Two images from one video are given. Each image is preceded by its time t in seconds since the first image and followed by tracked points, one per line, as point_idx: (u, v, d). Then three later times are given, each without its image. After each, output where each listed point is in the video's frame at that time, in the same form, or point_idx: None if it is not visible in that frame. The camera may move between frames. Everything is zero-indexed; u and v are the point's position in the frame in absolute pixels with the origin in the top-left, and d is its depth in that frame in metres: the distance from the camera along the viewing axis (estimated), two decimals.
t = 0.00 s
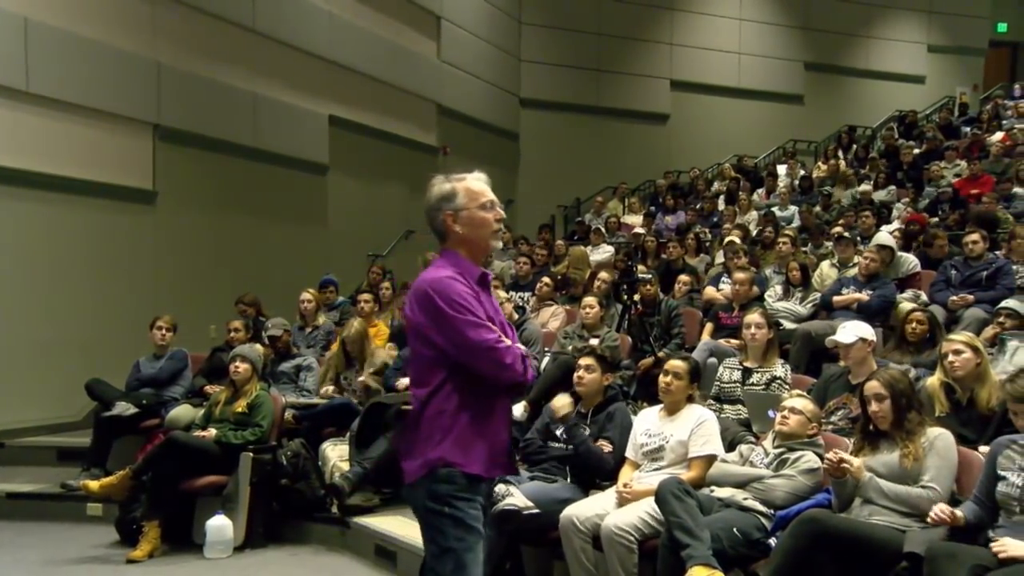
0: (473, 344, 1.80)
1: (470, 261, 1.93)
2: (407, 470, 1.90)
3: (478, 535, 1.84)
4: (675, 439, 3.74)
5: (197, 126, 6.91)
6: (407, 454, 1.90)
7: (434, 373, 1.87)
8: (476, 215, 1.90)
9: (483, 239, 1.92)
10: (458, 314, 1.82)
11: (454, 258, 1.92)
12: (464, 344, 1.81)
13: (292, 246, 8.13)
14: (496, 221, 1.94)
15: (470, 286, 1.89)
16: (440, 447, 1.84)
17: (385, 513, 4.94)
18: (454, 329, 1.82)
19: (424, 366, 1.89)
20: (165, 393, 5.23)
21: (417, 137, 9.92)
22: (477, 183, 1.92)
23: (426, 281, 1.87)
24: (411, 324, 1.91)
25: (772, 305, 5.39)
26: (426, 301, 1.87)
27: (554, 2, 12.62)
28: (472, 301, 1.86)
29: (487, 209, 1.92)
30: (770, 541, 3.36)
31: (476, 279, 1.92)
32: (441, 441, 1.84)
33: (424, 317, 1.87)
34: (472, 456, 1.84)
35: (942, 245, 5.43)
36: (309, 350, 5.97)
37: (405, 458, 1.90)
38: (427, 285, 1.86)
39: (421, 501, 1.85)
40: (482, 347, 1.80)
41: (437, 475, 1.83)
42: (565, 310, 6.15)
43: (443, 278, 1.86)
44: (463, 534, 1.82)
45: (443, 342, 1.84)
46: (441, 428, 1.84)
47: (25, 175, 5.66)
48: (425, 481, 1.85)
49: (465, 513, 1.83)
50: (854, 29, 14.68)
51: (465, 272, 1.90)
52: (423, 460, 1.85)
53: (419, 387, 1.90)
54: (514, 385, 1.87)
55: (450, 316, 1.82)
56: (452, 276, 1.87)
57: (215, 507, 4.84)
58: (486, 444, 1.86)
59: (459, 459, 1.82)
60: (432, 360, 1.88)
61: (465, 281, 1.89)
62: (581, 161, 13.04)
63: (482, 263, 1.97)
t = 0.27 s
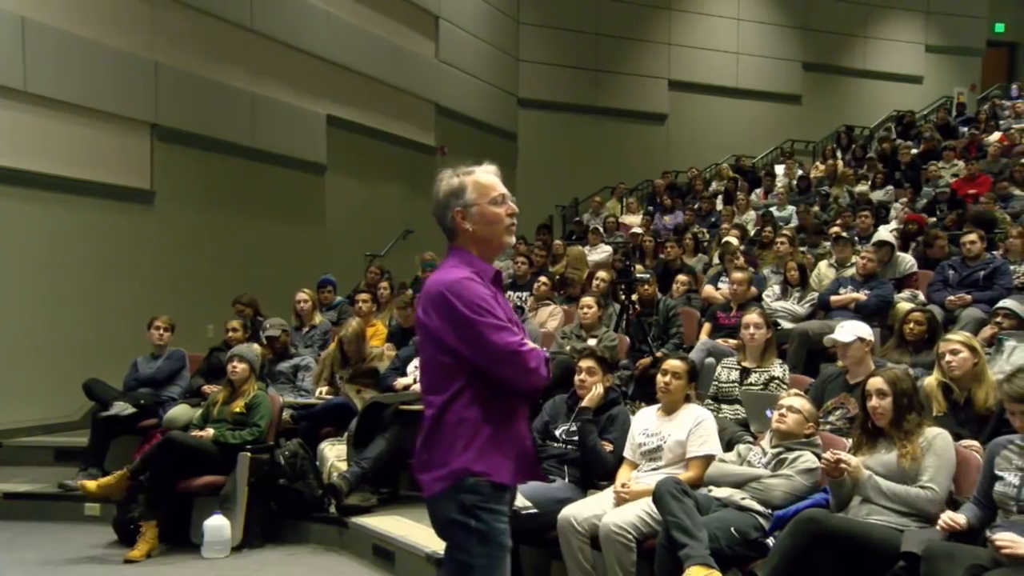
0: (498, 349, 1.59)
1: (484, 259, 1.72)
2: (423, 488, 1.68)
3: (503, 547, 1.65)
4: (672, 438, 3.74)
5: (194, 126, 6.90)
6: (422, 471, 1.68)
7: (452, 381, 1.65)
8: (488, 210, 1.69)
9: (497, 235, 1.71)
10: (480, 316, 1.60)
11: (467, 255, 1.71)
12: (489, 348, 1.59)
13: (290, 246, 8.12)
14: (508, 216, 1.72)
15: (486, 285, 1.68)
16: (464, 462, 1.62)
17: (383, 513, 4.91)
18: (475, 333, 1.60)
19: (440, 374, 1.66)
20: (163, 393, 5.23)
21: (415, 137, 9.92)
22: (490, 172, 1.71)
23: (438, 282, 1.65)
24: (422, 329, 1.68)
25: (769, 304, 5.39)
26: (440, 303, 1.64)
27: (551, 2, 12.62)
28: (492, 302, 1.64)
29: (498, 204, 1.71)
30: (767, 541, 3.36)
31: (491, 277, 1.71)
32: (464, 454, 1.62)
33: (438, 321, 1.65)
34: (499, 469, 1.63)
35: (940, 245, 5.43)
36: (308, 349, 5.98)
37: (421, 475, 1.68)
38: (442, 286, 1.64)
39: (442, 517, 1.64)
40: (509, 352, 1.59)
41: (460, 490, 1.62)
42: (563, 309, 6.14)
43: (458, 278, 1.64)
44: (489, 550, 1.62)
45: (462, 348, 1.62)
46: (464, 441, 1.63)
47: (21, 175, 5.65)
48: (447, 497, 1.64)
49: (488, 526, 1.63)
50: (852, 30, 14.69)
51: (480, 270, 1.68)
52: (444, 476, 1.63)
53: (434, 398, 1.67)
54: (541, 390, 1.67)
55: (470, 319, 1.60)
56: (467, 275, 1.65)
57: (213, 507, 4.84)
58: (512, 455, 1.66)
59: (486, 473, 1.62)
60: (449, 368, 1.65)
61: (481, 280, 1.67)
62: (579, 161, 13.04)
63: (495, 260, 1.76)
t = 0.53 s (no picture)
0: (499, 349, 1.50)
1: (482, 257, 1.63)
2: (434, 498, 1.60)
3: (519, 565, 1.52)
4: (668, 439, 3.75)
5: (190, 125, 6.88)
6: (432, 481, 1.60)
7: (455, 386, 1.57)
8: (494, 209, 1.59)
9: (503, 232, 1.61)
10: (477, 317, 1.51)
11: (464, 254, 1.62)
12: (488, 349, 1.50)
13: (286, 246, 8.11)
14: (513, 220, 1.61)
15: (488, 286, 1.58)
16: (471, 469, 1.53)
17: (379, 513, 4.89)
18: (472, 335, 1.51)
19: (442, 379, 1.58)
20: (158, 393, 5.22)
21: (411, 137, 9.91)
22: (482, 166, 1.62)
23: (437, 283, 1.57)
24: (421, 335, 1.61)
25: (765, 304, 5.40)
26: (436, 306, 1.57)
27: (547, 2, 12.62)
28: (490, 302, 1.55)
29: (505, 203, 1.60)
30: (763, 541, 3.36)
31: (490, 275, 1.62)
32: (471, 461, 1.53)
33: (436, 324, 1.56)
34: (510, 474, 1.53)
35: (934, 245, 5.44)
36: (305, 351, 5.97)
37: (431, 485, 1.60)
38: (437, 288, 1.56)
39: (453, 529, 1.54)
40: (510, 352, 1.50)
41: (469, 499, 1.53)
42: (559, 309, 6.12)
43: (453, 279, 1.56)
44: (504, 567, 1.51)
45: (461, 351, 1.54)
46: (471, 448, 1.54)
47: (16, 175, 5.63)
48: (457, 507, 1.55)
49: (502, 541, 1.51)
50: (848, 30, 14.71)
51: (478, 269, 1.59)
52: (452, 485, 1.55)
53: (437, 404, 1.59)
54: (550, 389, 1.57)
55: (467, 320, 1.52)
56: (463, 276, 1.57)
57: (208, 506, 4.84)
58: (523, 459, 1.55)
59: (496, 479, 1.52)
60: (450, 372, 1.57)
61: (482, 281, 1.58)
62: (575, 160, 13.04)
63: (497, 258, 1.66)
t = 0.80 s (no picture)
0: (476, 355, 1.48)
1: (472, 256, 1.61)
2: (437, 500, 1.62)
3: (519, 569, 1.51)
4: (662, 439, 3.76)
5: (183, 125, 6.86)
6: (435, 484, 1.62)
7: (445, 391, 1.57)
8: (486, 203, 1.56)
9: (491, 229, 1.59)
10: (455, 323, 1.50)
11: (453, 255, 1.61)
12: (466, 356, 1.49)
13: (280, 246, 8.10)
14: (508, 212, 1.60)
15: (473, 287, 1.56)
16: (462, 475, 1.54)
17: (373, 513, 4.89)
18: (451, 341, 1.50)
19: (435, 384, 1.59)
20: (152, 394, 5.20)
21: (405, 137, 9.91)
22: (465, 164, 1.59)
23: (422, 287, 1.57)
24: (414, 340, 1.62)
25: (759, 304, 5.40)
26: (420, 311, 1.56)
27: (542, 2, 12.64)
28: (473, 305, 1.53)
29: (499, 196, 1.58)
30: (756, 540, 3.38)
31: (479, 275, 1.59)
32: (465, 466, 1.54)
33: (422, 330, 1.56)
34: (502, 480, 1.52)
35: (926, 246, 5.47)
36: (298, 351, 5.95)
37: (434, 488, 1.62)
38: (418, 294, 1.55)
39: (452, 533, 1.55)
40: (487, 359, 1.47)
41: (465, 503, 1.53)
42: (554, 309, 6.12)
43: (435, 283, 1.54)
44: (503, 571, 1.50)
45: (445, 357, 1.53)
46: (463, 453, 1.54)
47: (8, 174, 5.61)
48: (455, 510, 1.55)
49: (501, 544, 1.51)
50: (841, 31, 14.76)
51: (464, 270, 1.57)
52: (448, 490, 1.56)
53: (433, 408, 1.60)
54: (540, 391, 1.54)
55: (445, 326, 1.51)
56: (446, 279, 1.55)
57: (201, 507, 4.82)
58: (516, 462, 1.54)
59: (488, 485, 1.52)
60: (440, 377, 1.57)
61: (466, 282, 1.56)
62: (569, 160, 13.05)
63: (491, 255, 1.64)
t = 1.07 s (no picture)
0: (479, 353, 1.47)
1: (483, 252, 1.60)
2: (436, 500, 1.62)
3: (517, 571, 1.51)
4: (656, 439, 3.76)
5: (176, 125, 6.85)
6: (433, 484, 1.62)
7: (448, 389, 1.56)
8: (499, 196, 1.57)
9: (503, 225, 1.58)
10: (460, 320, 1.49)
11: (464, 250, 1.60)
12: (467, 354, 1.48)
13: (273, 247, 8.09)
14: (522, 207, 1.59)
15: (481, 285, 1.55)
16: (461, 475, 1.53)
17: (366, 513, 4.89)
18: (455, 340, 1.49)
19: (437, 381, 1.58)
20: (145, 394, 5.17)
21: (399, 137, 9.89)
22: (480, 160, 1.59)
23: (430, 282, 1.57)
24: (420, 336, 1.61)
25: (752, 304, 5.41)
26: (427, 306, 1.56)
27: (535, 3, 12.62)
28: (479, 303, 1.52)
29: (512, 189, 1.58)
30: (750, 540, 3.38)
31: (489, 272, 1.59)
32: (462, 467, 1.53)
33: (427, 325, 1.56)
34: (500, 483, 1.51)
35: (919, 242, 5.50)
36: (291, 351, 5.93)
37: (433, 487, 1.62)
38: (425, 288, 1.55)
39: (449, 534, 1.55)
40: (491, 358, 1.46)
41: (462, 505, 1.53)
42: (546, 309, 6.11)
43: (442, 278, 1.54)
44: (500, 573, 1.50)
45: (447, 355, 1.52)
46: (462, 454, 1.54)
47: None
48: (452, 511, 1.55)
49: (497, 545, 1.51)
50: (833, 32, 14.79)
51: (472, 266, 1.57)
52: (446, 491, 1.56)
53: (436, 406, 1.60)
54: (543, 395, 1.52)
55: (450, 322, 1.50)
56: (456, 275, 1.54)
57: (194, 507, 4.81)
58: (516, 465, 1.52)
59: (484, 488, 1.51)
60: (444, 375, 1.57)
61: (475, 280, 1.55)
62: (562, 160, 13.05)
63: (501, 253, 1.63)
